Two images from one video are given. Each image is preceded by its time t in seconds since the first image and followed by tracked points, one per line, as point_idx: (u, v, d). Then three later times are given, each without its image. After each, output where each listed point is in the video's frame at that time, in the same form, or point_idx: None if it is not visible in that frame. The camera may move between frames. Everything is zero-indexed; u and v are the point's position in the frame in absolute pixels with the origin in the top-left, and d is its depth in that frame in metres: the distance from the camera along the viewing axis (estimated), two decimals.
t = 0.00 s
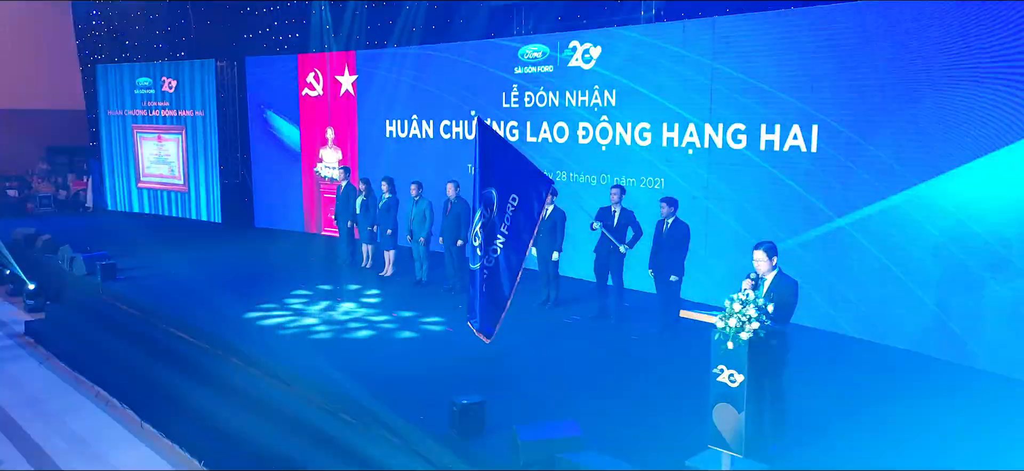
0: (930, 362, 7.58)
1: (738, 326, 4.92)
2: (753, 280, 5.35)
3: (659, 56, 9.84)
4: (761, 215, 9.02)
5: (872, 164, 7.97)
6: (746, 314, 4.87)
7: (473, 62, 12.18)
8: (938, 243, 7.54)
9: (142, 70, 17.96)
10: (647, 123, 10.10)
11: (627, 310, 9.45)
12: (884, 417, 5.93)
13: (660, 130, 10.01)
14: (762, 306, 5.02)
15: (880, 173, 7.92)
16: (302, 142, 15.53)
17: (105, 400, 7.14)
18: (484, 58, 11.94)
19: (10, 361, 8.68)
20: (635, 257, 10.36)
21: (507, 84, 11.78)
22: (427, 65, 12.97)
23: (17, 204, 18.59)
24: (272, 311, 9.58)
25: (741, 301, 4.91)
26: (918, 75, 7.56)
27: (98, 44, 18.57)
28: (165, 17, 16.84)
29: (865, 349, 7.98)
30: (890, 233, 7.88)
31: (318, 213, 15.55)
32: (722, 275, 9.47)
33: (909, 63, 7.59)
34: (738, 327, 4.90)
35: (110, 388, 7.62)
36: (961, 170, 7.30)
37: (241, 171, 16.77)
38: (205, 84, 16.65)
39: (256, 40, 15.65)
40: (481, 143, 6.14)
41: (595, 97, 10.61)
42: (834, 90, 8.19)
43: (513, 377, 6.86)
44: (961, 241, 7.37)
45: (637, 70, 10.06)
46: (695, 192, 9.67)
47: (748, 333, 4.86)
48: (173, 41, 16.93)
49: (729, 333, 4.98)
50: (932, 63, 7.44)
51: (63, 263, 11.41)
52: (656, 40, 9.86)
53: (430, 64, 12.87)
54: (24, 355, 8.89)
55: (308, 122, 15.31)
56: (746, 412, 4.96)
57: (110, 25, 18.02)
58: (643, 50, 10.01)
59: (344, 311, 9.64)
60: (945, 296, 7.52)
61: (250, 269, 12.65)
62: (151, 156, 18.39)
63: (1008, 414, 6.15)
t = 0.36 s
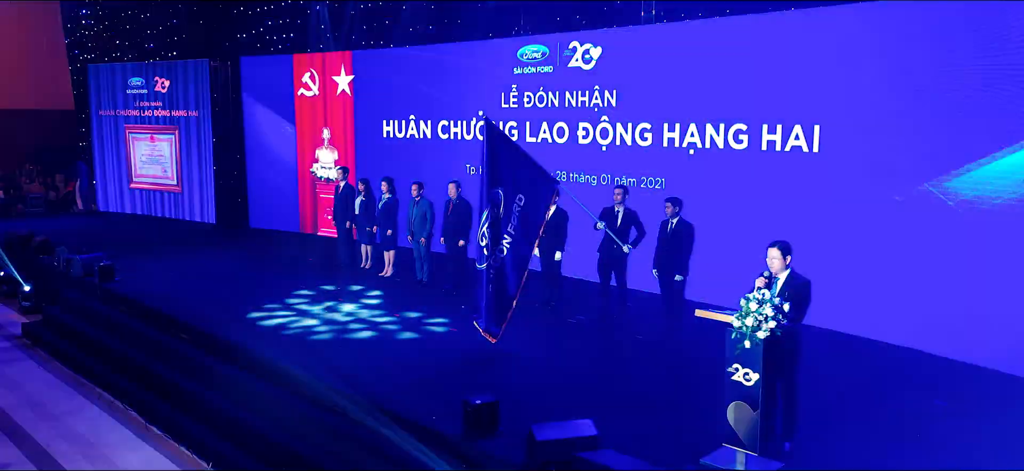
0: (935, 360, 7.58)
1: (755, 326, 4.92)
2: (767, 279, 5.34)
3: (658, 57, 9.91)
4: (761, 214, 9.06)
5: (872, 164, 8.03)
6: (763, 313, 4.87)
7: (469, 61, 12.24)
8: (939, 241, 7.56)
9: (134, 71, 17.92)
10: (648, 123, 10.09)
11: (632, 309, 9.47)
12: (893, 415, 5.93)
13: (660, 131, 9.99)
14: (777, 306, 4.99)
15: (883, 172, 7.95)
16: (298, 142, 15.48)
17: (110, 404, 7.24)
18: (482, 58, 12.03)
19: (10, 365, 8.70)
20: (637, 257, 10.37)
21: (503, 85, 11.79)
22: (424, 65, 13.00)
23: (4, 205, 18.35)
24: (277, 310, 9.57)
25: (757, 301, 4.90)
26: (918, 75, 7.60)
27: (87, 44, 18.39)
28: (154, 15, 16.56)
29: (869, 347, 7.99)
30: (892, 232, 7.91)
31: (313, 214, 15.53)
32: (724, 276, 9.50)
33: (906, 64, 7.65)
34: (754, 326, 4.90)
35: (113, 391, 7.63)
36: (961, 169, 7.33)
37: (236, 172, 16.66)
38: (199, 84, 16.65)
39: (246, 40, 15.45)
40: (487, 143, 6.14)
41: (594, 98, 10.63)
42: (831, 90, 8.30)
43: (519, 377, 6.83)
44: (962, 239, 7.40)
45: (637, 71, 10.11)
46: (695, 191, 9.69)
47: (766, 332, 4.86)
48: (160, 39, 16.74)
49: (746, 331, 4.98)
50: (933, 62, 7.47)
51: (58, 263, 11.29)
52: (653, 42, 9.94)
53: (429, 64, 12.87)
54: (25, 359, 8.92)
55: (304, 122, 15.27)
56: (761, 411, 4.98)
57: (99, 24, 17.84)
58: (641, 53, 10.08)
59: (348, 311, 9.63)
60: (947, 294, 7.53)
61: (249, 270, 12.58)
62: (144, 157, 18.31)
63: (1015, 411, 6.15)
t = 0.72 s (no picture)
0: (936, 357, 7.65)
1: (770, 324, 4.95)
2: (778, 279, 5.38)
3: (657, 57, 9.93)
4: (761, 213, 9.13)
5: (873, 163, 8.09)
6: (778, 311, 4.91)
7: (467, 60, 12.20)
8: (941, 240, 7.63)
9: (125, 70, 17.69)
10: (648, 123, 10.11)
11: (633, 307, 9.49)
12: (901, 413, 5.96)
13: (661, 131, 10.02)
14: (791, 304, 5.02)
15: (884, 172, 8.01)
16: (293, 142, 15.39)
17: (110, 404, 7.18)
18: (480, 57, 12.01)
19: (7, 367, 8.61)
20: (638, 257, 10.40)
21: (502, 85, 11.77)
22: (421, 65, 12.96)
23: None
24: (279, 310, 9.50)
25: (772, 298, 4.94)
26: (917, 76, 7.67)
27: (76, 42, 18.25)
28: (146, 14, 16.68)
29: (871, 345, 8.04)
30: (893, 231, 7.99)
31: (308, 214, 15.47)
32: (726, 274, 9.55)
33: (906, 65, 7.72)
34: (769, 324, 4.94)
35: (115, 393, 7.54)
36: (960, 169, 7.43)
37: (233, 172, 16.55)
38: (192, 84, 16.50)
39: (242, 39, 15.57)
40: (494, 143, 6.15)
41: (593, 98, 10.64)
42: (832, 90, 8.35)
43: (526, 377, 6.81)
44: (962, 238, 7.47)
45: (637, 71, 10.13)
46: (695, 191, 9.73)
47: (781, 330, 4.89)
48: (155, 40, 16.88)
49: (761, 330, 5.01)
50: (933, 63, 7.54)
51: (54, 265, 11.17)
52: (653, 42, 9.95)
53: (427, 63, 12.85)
54: (21, 361, 8.77)
55: (300, 122, 15.16)
56: (774, 408, 5.03)
57: (89, 23, 17.74)
58: (641, 53, 10.09)
59: (351, 312, 9.60)
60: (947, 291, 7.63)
61: (246, 270, 12.48)
62: (137, 156, 18.13)
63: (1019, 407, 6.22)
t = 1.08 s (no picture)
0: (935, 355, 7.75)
1: (783, 322, 4.97)
2: (788, 278, 5.43)
3: (655, 57, 9.97)
4: (760, 212, 9.20)
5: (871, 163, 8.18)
6: (791, 309, 4.92)
7: (464, 61, 12.20)
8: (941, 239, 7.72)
9: (114, 70, 17.48)
10: (647, 123, 10.16)
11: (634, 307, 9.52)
12: (903, 410, 6.03)
13: (659, 131, 10.06)
14: (803, 302, 5.05)
15: (883, 171, 8.09)
16: (288, 142, 15.29)
17: (110, 406, 7.20)
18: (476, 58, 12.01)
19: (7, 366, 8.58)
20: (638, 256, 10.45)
21: (499, 85, 11.77)
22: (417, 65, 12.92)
23: None
24: (279, 311, 9.45)
25: (784, 297, 4.96)
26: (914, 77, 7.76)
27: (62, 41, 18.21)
28: (136, 14, 16.68)
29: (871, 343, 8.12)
30: (892, 230, 8.08)
31: (303, 215, 15.40)
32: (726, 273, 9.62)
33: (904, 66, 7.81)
34: (782, 322, 4.96)
35: (116, 393, 7.49)
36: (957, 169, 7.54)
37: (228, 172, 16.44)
38: (183, 84, 16.34)
39: (232, 39, 15.59)
40: (497, 143, 6.15)
41: (591, 98, 10.67)
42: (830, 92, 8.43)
43: (531, 377, 6.82)
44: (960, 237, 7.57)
45: (636, 71, 10.16)
46: (695, 190, 9.79)
47: (794, 328, 4.92)
48: (144, 39, 16.83)
49: (775, 328, 5.03)
50: (930, 64, 7.64)
51: (47, 266, 10.93)
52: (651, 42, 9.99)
53: (424, 63, 12.83)
54: (18, 362, 8.71)
55: (294, 122, 15.09)
56: (785, 405, 5.06)
57: (78, 22, 17.77)
58: (638, 53, 10.12)
59: (352, 312, 9.56)
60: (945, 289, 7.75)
61: (242, 270, 12.40)
62: (127, 157, 17.94)
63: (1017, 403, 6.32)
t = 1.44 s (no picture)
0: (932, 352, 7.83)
1: (794, 320, 5.01)
2: (796, 276, 5.49)
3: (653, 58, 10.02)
4: (757, 212, 9.28)
5: (869, 163, 8.27)
6: (801, 308, 4.95)
7: (462, 61, 12.18)
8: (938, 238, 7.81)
9: (104, 70, 17.31)
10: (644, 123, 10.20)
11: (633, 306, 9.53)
12: (904, 407, 6.09)
13: (657, 131, 10.11)
14: (814, 300, 5.09)
15: (881, 171, 8.19)
16: (284, 142, 15.19)
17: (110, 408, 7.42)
18: (473, 58, 12.01)
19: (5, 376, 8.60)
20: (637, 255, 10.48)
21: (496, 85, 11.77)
22: (414, 65, 12.89)
23: None
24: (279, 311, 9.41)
25: (795, 295, 5.00)
26: (911, 77, 7.86)
27: (49, 41, 18.00)
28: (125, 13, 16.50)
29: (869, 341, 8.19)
30: (890, 229, 8.17)
31: (298, 215, 15.30)
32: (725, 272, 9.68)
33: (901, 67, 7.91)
34: (794, 320, 4.99)
35: (116, 395, 7.58)
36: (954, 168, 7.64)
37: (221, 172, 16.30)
38: (174, 83, 16.22)
39: (223, 39, 15.41)
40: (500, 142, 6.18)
41: (588, 98, 10.70)
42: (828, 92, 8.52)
43: (535, 376, 6.82)
44: (957, 235, 7.67)
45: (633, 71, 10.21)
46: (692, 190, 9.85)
47: (805, 326, 4.95)
48: (133, 37, 16.64)
49: (786, 326, 5.08)
50: (927, 66, 7.73)
51: (39, 267, 10.53)
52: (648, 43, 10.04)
53: (421, 63, 12.80)
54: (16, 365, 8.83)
55: (289, 122, 15.01)
56: (796, 403, 5.09)
57: (65, 21, 17.54)
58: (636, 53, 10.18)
59: (351, 312, 9.54)
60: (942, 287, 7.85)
61: (237, 271, 12.30)
62: (116, 157, 17.76)
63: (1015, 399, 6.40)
